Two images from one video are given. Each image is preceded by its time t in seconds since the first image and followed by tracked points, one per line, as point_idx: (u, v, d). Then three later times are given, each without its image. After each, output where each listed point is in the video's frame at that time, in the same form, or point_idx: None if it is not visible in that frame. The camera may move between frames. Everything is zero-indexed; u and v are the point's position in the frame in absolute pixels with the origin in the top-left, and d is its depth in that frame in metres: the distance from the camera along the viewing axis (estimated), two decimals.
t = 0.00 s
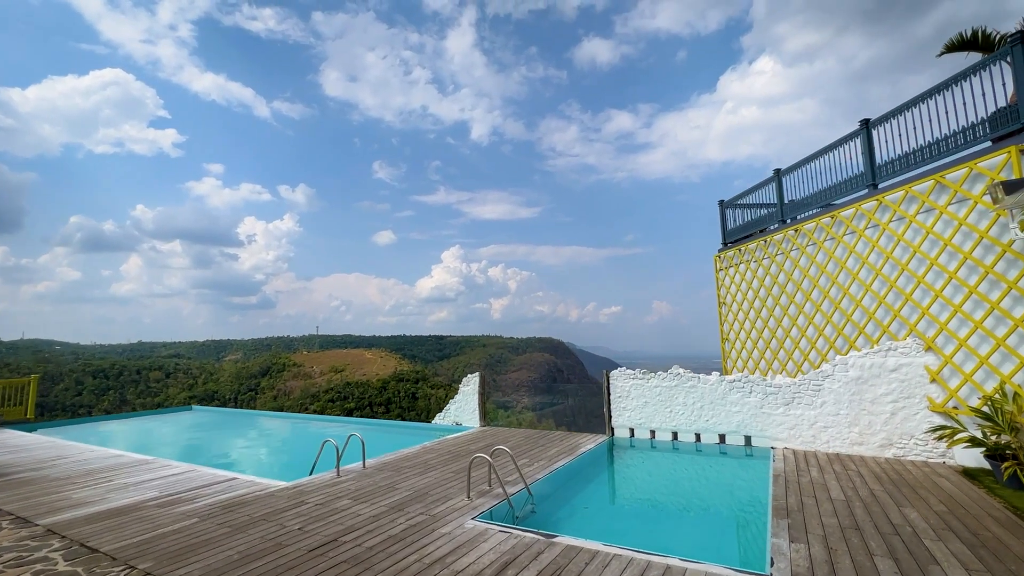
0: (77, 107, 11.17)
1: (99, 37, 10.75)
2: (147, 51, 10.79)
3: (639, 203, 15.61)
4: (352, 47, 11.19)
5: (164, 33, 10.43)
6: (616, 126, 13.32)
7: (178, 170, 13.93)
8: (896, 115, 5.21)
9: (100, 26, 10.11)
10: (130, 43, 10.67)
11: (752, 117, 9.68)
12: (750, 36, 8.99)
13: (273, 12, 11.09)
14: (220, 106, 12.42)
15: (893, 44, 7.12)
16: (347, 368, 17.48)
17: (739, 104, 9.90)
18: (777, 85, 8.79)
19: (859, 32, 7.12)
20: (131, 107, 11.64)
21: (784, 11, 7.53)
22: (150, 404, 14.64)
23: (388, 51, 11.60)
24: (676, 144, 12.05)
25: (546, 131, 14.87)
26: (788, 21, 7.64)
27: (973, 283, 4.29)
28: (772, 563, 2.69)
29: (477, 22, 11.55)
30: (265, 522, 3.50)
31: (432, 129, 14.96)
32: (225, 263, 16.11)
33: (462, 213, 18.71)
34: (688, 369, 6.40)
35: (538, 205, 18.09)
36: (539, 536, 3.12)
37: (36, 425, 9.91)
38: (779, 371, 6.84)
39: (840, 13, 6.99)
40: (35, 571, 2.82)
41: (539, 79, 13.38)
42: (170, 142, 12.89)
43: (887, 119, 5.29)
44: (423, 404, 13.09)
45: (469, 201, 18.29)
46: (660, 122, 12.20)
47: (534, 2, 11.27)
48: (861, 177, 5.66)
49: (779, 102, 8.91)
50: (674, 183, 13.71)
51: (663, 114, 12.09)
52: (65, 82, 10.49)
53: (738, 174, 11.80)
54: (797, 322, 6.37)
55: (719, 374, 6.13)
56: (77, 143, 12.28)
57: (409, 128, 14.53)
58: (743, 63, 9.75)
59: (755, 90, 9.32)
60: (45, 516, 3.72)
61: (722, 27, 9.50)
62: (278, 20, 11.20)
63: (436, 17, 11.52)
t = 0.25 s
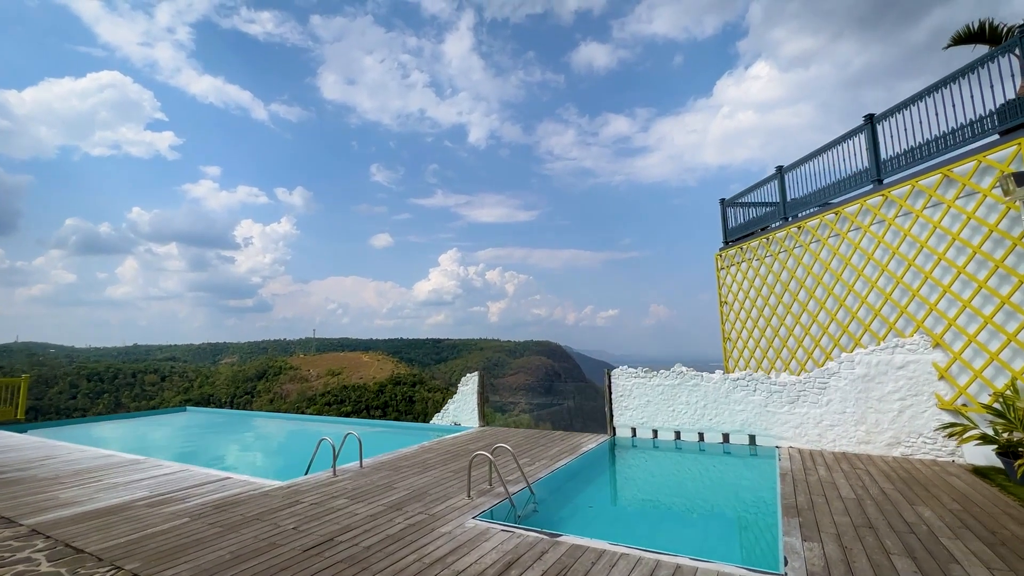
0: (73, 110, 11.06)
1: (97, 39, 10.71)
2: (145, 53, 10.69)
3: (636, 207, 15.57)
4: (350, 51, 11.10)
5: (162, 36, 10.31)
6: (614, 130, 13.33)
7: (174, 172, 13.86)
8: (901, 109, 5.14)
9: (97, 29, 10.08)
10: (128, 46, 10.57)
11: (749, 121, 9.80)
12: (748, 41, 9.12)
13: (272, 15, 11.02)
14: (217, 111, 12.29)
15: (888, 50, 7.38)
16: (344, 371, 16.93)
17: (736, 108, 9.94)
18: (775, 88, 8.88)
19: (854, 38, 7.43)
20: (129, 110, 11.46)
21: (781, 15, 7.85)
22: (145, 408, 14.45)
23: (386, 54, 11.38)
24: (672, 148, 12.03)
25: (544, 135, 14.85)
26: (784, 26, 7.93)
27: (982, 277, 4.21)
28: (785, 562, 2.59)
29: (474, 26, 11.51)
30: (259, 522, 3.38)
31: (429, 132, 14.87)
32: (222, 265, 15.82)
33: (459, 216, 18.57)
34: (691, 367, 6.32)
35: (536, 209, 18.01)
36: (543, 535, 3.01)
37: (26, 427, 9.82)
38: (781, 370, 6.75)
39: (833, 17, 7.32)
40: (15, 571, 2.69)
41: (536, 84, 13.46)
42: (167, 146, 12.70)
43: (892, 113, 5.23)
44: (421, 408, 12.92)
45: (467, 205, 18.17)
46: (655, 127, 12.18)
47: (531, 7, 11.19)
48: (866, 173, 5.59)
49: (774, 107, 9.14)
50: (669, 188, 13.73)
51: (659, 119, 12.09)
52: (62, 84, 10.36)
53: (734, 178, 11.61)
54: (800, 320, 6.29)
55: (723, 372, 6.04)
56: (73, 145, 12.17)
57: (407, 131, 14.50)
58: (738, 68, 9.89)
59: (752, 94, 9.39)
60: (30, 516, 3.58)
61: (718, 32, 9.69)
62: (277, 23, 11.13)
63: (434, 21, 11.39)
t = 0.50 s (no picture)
0: (75, 113, 10.90)
1: (99, 42, 10.48)
2: (147, 57, 10.62)
3: (637, 209, 15.55)
4: (350, 54, 11.17)
5: (164, 39, 10.21)
6: (614, 133, 13.29)
7: (174, 175, 13.76)
8: (911, 103, 5.05)
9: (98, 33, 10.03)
10: (129, 49, 10.47)
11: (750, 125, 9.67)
12: (749, 44, 8.97)
13: (273, 19, 10.94)
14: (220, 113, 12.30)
15: (887, 53, 7.44)
16: (344, 373, 16.77)
17: (736, 112, 9.76)
18: (776, 91, 8.75)
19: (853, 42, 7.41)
20: (130, 112, 11.31)
21: (781, 20, 7.80)
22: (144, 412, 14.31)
23: (387, 57, 11.51)
24: (672, 151, 12.03)
25: (544, 138, 14.87)
26: (784, 30, 7.81)
27: (997, 273, 4.11)
28: (804, 564, 2.48)
29: (475, 29, 11.38)
30: (255, 522, 3.27)
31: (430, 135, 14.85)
32: (222, 268, 15.60)
33: (459, 219, 18.45)
34: (697, 367, 6.21)
35: (536, 212, 17.91)
36: (550, 536, 2.90)
37: (22, 428, 9.83)
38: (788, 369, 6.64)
39: (832, 22, 7.30)
40: None
41: (536, 87, 13.59)
42: (168, 148, 12.62)
43: (901, 107, 5.14)
44: (420, 410, 12.91)
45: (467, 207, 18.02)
46: (655, 131, 12.21)
47: (531, 11, 11.24)
48: (874, 168, 5.50)
49: (774, 111, 9.04)
50: (670, 191, 13.55)
51: (659, 122, 12.11)
52: (63, 88, 10.31)
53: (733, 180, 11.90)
54: (808, 318, 6.19)
55: (729, 371, 5.94)
56: (74, 148, 12.06)
57: (407, 135, 14.48)
58: (738, 72, 9.94)
59: (752, 97, 9.31)
60: (18, 517, 3.47)
61: (718, 36, 9.73)
62: (278, 26, 11.06)
63: (434, 25, 11.34)
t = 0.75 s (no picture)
0: (81, 117, 10.99)
1: (105, 47, 10.50)
2: (151, 61, 10.64)
3: (639, 212, 15.44)
4: (354, 58, 11.30)
5: (169, 44, 10.16)
6: (617, 136, 13.21)
7: (177, 178, 13.50)
8: (925, 95, 4.94)
9: (104, 37, 10.03)
10: (134, 54, 10.49)
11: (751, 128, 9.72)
12: (750, 47, 9.15)
13: (277, 24, 11.04)
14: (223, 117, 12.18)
15: (889, 55, 7.20)
16: (347, 375, 16.60)
17: (738, 114, 9.81)
18: (778, 94, 8.78)
19: (855, 46, 7.39)
20: (136, 117, 11.49)
21: (782, 23, 7.93)
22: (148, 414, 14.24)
23: (390, 61, 11.63)
24: (674, 154, 11.90)
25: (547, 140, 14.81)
26: (787, 32, 7.91)
27: (1019, 267, 3.99)
28: (828, 568, 2.35)
29: (477, 33, 11.47)
30: (253, 523, 3.16)
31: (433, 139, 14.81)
32: (226, 271, 15.48)
33: (462, 222, 18.31)
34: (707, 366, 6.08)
35: (539, 214, 17.73)
36: (559, 539, 2.77)
37: (21, 428, 9.75)
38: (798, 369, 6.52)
39: (833, 24, 7.34)
40: None
41: (539, 90, 13.57)
42: (173, 152, 12.68)
43: (915, 100, 5.03)
44: (422, 414, 12.92)
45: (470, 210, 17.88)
46: (658, 133, 12.18)
47: (534, 14, 11.09)
48: (887, 163, 5.38)
49: (776, 114, 9.01)
50: (672, 193, 13.32)
51: (662, 125, 12.08)
52: (70, 92, 10.38)
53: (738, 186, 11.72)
54: (819, 317, 6.06)
55: (739, 370, 5.82)
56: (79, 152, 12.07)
57: (410, 138, 14.49)
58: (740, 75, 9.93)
59: (754, 100, 9.32)
60: (10, 516, 3.38)
61: (719, 39, 9.56)
62: (282, 30, 11.15)
63: (437, 29, 11.57)
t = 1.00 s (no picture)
0: (89, 121, 10.97)
1: (113, 52, 10.75)
2: (159, 65, 10.80)
3: (644, 215, 15.28)
4: (359, 61, 11.15)
5: (176, 48, 10.35)
6: (621, 139, 13.12)
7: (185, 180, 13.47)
8: (944, 86, 4.82)
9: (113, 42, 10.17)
10: (142, 57, 10.65)
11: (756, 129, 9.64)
12: (754, 48, 9.25)
13: (283, 28, 11.06)
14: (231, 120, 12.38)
15: (896, 57, 7.19)
16: (351, 377, 16.45)
17: (743, 116, 9.76)
18: (783, 95, 8.83)
19: (861, 46, 7.30)
20: (143, 120, 11.55)
21: (787, 25, 7.84)
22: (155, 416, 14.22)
23: (394, 65, 11.65)
24: (679, 155, 11.80)
25: (552, 142, 14.70)
26: (792, 34, 7.84)
27: None
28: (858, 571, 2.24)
29: (481, 36, 11.69)
30: (256, 522, 3.08)
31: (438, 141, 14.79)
32: (231, 273, 15.33)
33: (466, 224, 18.14)
34: (719, 364, 5.96)
35: (543, 217, 17.66)
36: (572, 539, 2.67)
37: (26, 427, 9.73)
38: (811, 367, 6.38)
39: (838, 25, 7.27)
40: None
41: (543, 93, 13.48)
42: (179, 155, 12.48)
43: (932, 91, 4.91)
44: (426, 416, 12.79)
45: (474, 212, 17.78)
46: (662, 135, 12.10)
47: (538, 17, 11.23)
48: (903, 156, 5.26)
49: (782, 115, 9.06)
50: (677, 195, 13.15)
51: (666, 126, 12.02)
52: (78, 96, 10.32)
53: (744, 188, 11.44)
54: (833, 314, 5.93)
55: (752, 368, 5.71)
56: (88, 156, 12.04)
57: (414, 141, 14.51)
58: (746, 77, 9.91)
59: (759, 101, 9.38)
60: (10, 514, 3.31)
61: (725, 40, 9.71)
62: (287, 35, 11.20)
63: (442, 32, 11.68)
